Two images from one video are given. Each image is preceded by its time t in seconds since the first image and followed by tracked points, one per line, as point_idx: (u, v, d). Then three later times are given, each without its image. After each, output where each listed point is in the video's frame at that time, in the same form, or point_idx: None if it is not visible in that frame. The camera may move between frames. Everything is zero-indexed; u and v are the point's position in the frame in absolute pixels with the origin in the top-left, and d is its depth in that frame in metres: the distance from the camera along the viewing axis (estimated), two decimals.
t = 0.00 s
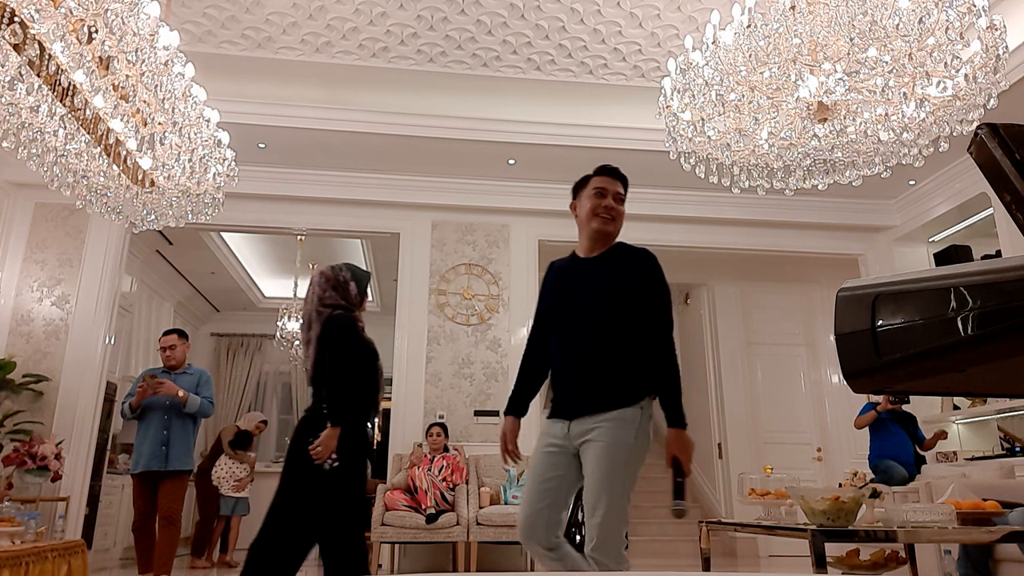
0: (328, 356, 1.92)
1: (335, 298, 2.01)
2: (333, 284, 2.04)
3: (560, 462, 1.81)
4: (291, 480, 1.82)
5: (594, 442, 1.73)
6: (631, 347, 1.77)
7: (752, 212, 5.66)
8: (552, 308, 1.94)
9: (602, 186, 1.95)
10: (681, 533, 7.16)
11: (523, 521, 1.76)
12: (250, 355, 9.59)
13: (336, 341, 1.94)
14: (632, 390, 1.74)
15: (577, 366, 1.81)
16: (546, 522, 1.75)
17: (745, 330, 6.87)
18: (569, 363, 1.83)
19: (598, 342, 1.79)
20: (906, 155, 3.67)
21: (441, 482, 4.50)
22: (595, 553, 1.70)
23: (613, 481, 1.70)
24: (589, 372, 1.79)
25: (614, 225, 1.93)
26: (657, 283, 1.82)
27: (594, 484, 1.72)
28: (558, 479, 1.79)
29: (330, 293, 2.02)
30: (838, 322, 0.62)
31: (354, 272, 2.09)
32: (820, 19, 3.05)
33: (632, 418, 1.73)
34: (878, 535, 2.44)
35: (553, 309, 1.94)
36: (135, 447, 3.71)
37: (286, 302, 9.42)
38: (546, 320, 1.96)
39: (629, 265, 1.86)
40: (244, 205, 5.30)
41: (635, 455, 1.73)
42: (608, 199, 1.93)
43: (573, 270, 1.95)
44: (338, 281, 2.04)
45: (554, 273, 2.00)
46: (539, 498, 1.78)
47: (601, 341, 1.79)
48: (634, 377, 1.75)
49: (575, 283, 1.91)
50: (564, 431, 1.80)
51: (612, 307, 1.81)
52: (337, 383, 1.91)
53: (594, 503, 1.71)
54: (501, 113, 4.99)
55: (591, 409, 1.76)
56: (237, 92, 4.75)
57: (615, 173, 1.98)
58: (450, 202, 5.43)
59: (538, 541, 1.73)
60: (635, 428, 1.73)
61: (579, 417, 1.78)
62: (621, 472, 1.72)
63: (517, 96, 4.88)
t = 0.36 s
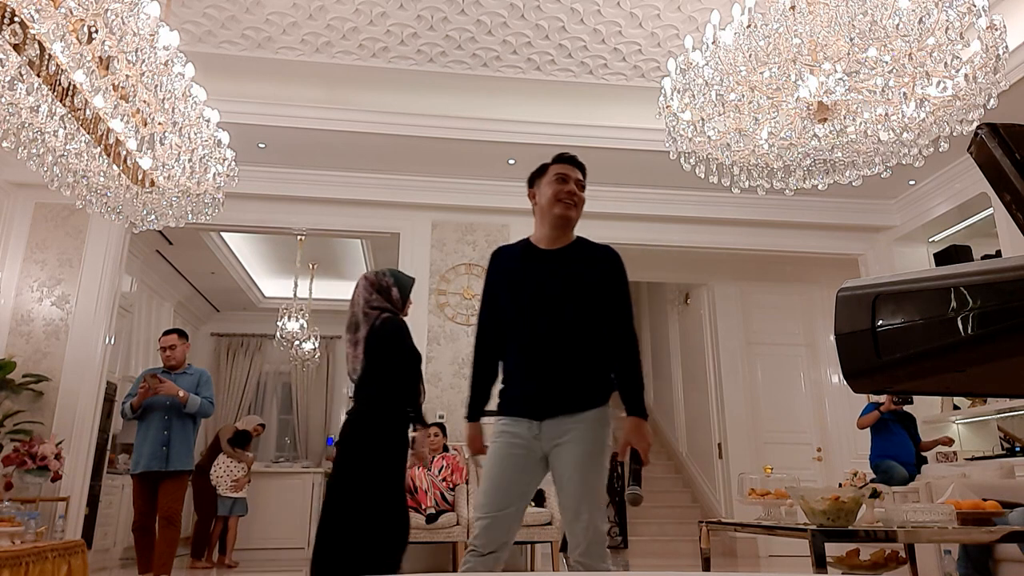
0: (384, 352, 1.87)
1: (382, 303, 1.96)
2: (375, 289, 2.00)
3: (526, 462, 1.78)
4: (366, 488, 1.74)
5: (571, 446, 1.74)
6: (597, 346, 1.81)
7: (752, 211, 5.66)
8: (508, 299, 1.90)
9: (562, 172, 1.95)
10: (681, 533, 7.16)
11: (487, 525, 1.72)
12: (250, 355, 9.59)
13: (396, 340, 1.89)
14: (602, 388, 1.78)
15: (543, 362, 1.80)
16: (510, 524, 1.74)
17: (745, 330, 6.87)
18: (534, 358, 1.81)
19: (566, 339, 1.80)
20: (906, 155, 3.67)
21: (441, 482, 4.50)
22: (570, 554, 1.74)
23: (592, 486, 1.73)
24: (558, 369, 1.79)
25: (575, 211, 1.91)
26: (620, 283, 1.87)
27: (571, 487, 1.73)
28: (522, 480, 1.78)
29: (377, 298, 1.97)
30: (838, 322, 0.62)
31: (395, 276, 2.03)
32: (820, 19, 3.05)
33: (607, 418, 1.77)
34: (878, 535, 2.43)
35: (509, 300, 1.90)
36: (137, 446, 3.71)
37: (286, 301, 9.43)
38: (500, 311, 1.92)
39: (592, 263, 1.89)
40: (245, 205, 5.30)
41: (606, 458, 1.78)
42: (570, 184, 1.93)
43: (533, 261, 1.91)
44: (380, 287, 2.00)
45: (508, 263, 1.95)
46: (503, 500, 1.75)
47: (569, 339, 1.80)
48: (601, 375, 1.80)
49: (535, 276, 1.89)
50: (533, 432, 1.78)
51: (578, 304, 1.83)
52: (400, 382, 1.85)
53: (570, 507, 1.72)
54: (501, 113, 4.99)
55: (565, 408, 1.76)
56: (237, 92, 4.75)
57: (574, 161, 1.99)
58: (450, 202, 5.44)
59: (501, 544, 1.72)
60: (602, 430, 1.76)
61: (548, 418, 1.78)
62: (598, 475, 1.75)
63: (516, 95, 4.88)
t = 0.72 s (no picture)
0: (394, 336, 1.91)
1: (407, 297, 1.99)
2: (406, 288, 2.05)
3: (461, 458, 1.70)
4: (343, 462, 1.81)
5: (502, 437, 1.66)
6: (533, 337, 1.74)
7: (752, 211, 5.66)
8: (444, 287, 1.81)
9: (508, 158, 1.87)
10: (681, 533, 7.16)
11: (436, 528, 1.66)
12: (250, 355, 9.59)
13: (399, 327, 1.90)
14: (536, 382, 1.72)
15: (476, 353, 1.72)
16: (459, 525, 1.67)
17: (745, 330, 6.87)
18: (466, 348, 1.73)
19: (502, 331, 1.72)
20: (906, 155, 3.67)
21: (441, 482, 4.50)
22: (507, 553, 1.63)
23: (525, 477, 1.64)
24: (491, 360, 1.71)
25: (520, 200, 1.83)
26: (561, 273, 1.81)
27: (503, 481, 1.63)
28: (461, 478, 1.69)
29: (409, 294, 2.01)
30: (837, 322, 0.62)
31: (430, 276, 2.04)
32: (820, 19, 3.05)
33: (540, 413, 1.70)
34: (878, 535, 2.43)
35: (443, 289, 1.81)
36: (136, 447, 3.70)
37: (286, 301, 9.42)
38: (432, 298, 1.83)
39: (535, 251, 1.82)
40: (244, 205, 5.30)
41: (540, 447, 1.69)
42: (516, 172, 1.85)
43: (473, 248, 1.83)
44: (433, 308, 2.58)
45: (446, 251, 1.86)
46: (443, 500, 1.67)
47: (504, 330, 1.73)
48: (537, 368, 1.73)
49: (473, 264, 1.81)
50: (464, 425, 1.70)
51: (516, 294, 1.76)
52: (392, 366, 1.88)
53: (503, 501, 1.62)
54: (501, 113, 4.99)
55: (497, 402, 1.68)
56: (237, 92, 4.75)
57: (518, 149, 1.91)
58: (450, 202, 5.43)
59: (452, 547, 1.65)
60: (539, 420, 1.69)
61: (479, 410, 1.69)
62: (532, 465, 1.66)
63: (515, 95, 4.87)
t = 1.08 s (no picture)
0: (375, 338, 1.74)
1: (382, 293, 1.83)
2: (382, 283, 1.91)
3: (435, 460, 1.62)
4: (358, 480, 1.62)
5: (471, 433, 1.59)
6: (506, 327, 1.70)
7: (752, 211, 5.67)
8: (415, 279, 1.73)
9: (469, 142, 1.80)
10: (681, 534, 7.16)
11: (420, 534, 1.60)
12: (250, 355, 9.59)
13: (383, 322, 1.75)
14: (512, 373, 1.67)
15: (450, 346, 1.65)
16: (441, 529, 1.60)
17: (744, 330, 6.88)
18: (439, 341, 1.66)
19: (477, 323, 1.67)
20: (906, 155, 3.67)
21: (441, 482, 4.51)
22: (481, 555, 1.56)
23: (496, 473, 1.57)
24: (464, 352, 1.65)
25: (478, 185, 1.77)
26: (532, 260, 1.77)
27: (469, 480, 1.55)
28: (436, 480, 1.62)
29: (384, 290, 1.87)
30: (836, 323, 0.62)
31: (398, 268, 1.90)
32: (820, 19, 3.05)
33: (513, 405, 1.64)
34: (878, 535, 2.43)
35: (415, 282, 1.73)
36: (138, 446, 3.70)
37: (286, 301, 9.43)
38: (401, 290, 1.74)
39: (506, 239, 1.77)
40: (244, 205, 5.30)
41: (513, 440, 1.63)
42: (473, 155, 1.78)
43: (441, 237, 1.76)
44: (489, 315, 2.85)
45: (412, 240, 1.78)
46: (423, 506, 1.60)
47: (477, 322, 1.67)
48: (511, 358, 1.68)
49: (444, 254, 1.74)
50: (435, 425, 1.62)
51: (489, 284, 1.71)
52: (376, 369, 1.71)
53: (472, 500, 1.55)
54: (501, 113, 4.99)
55: (473, 394, 1.61)
56: (237, 92, 4.75)
57: (486, 129, 1.83)
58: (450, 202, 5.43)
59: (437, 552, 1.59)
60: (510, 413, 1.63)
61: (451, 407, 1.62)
62: (504, 459, 1.59)
63: (515, 95, 4.87)
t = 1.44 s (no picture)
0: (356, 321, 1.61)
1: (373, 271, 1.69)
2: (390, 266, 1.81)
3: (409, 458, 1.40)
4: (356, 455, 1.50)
5: (451, 423, 1.37)
6: (496, 303, 1.49)
7: (752, 211, 5.66)
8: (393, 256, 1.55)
9: (476, 113, 1.61)
10: (681, 534, 7.17)
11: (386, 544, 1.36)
12: (250, 355, 9.60)
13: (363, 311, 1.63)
14: (501, 353, 1.45)
15: (426, 325, 1.45)
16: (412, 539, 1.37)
17: (745, 330, 6.87)
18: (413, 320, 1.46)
19: (457, 298, 1.46)
20: (906, 155, 3.67)
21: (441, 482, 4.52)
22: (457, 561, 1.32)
23: (477, 467, 1.35)
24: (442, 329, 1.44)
25: (480, 159, 1.58)
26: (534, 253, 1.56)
27: (446, 477, 1.34)
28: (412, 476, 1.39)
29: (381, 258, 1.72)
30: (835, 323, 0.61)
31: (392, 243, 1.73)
32: (820, 20, 3.05)
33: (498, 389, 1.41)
34: (878, 535, 2.43)
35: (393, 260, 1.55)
36: (138, 446, 3.69)
37: (286, 301, 9.43)
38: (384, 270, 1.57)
39: (496, 209, 1.57)
40: (244, 205, 5.30)
41: (499, 435, 1.40)
42: (479, 126, 1.59)
43: (428, 211, 1.57)
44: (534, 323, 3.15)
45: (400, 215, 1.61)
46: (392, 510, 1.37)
47: (458, 297, 1.46)
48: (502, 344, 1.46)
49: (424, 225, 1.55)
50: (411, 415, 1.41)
51: (474, 256, 1.50)
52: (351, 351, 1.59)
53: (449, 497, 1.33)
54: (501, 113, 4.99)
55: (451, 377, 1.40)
56: (238, 92, 4.75)
57: (494, 105, 1.65)
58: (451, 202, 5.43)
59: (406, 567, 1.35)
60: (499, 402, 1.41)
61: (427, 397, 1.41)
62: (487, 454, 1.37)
63: (515, 95, 4.87)
